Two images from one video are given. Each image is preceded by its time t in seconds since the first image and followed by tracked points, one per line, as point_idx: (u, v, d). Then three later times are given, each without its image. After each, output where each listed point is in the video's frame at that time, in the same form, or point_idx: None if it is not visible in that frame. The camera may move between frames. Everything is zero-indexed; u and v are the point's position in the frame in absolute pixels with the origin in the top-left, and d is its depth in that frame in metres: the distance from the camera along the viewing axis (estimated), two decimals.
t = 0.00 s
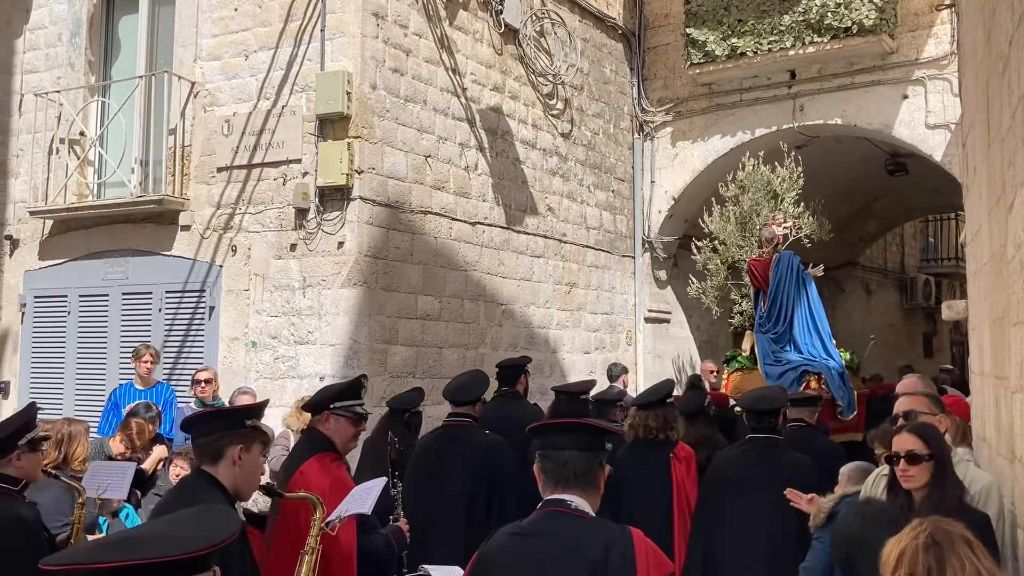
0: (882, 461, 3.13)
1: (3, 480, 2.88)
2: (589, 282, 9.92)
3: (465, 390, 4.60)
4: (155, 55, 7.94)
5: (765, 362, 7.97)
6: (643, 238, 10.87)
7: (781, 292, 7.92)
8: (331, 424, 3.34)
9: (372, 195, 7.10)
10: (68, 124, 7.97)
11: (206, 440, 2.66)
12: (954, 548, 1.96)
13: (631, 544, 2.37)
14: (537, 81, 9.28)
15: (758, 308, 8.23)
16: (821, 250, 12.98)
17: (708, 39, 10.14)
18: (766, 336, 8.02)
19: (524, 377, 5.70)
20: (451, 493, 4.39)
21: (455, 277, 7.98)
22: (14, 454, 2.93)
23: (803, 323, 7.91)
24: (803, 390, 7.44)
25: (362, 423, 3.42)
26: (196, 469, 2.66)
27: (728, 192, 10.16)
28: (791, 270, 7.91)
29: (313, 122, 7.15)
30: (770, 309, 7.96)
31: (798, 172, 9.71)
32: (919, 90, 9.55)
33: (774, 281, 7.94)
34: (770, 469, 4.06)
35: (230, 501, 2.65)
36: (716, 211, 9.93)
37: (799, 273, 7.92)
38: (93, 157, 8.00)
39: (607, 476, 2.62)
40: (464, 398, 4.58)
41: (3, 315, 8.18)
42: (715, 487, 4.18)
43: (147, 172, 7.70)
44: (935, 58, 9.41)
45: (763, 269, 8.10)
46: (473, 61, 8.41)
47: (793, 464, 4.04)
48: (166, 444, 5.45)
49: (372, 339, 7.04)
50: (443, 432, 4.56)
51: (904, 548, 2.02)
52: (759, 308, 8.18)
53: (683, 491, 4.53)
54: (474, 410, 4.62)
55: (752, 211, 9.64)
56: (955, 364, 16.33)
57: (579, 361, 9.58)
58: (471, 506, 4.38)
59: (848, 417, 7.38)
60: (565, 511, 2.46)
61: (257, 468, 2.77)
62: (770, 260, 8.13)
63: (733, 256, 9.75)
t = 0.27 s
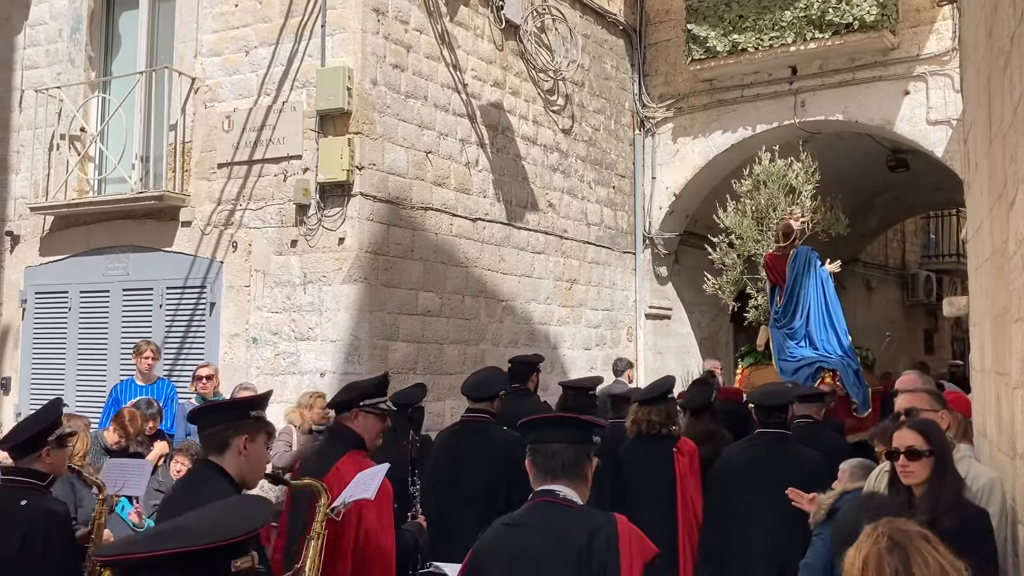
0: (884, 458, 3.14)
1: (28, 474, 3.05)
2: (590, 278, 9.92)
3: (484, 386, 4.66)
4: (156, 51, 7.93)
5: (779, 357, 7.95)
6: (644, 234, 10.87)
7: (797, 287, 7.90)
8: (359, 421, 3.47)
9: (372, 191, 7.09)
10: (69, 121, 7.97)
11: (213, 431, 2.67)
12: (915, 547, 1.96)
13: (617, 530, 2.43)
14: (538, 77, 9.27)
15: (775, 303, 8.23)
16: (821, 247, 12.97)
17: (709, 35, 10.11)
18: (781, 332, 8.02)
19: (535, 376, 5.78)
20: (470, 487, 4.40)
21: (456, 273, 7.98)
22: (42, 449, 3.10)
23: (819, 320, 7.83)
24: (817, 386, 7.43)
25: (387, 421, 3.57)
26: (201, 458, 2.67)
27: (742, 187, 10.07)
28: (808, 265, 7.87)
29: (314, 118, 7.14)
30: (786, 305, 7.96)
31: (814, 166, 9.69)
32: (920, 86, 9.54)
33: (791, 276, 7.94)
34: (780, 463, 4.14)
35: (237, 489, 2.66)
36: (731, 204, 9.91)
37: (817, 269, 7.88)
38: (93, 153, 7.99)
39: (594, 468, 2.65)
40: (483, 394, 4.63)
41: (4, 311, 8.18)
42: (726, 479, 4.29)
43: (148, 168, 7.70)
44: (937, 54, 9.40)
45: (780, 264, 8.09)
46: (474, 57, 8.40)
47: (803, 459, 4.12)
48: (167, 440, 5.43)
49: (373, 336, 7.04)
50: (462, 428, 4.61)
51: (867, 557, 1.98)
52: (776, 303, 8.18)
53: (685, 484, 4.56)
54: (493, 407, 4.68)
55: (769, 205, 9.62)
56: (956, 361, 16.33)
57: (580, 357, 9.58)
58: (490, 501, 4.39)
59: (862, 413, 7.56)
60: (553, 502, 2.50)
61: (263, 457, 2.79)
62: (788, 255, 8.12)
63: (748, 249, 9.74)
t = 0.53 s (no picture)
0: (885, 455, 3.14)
1: (46, 469, 3.07)
2: (590, 275, 9.92)
3: (490, 381, 4.75)
4: (156, 47, 7.92)
5: (789, 353, 7.99)
6: (645, 231, 10.87)
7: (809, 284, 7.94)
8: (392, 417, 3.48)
9: (373, 188, 7.09)
10: (70, 118, 7.96)
11: (220, 427, 2.72)
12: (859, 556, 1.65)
13: (601, 526, 2.40)
14: (538, 74, 9.26)
15: (786, 300, 8.27)
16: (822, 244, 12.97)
17: (710, 32, 10.11)
18: (793, 328, 8.07)
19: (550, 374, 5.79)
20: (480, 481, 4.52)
21: (457, 270, 7.98)
22: (62, 445, 3.12)
23: (830, 317, 7.85)
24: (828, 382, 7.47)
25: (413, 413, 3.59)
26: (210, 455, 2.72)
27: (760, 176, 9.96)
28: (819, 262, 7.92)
29: (315, 115, 7.13)
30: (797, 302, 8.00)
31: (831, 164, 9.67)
32: (921, 82, 9.53)
33: (801, 272, 7.98)
34: (782, 459, 4.17)
35: (246, 482, 2.72)
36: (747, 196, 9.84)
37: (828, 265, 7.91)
38: (94, 150, 7.99)
39: (583, 455, 2.63)
40: (490, 390, 4.72)
41: (5, 308, 8.19)
42: (730, 475, 4.32)
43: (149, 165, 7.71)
44: (938, 50, 9.39)
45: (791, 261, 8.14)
46: (475, 53, 8.40)
47: (804, 455, 4.14)
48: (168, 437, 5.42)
49: (374, 332, 7.05)
50: (468, 425, 4.68)
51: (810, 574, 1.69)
52: (786, 300, 8.22)
53: (694, 481, 4.64)
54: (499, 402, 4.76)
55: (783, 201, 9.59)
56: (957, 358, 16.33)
57: (580, 354, 9.58)
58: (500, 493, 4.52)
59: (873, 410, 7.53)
60: (542, 498, 2.49)
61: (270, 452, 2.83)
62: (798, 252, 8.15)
63: (759, 243, 9.73)
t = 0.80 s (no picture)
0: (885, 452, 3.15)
1: (62, 465, 3.10)
2: (591, 272, 9.91)
3: (491, 377, 4.74)
4: (157, 44, 7.91)
5: (791, 351, 7.98)
6: (646, 228, 10.87)
7: (812, 282, 7.95)
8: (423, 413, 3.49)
9: (374, 185, 7.10)
10: (71, 115, 7.96)
11: (230, 422, 2.75)
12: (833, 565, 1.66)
13: (606, 534, 2.43)
14: (540, 71, 9.26)
15: (787, 298, 8.27)
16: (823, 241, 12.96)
17: (711, 29, 10.10)
18: (794, 326, 8.07)
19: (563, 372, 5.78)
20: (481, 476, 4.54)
21: (458, 267, 7.99)
22: (77, 441, 3.14)
23: (833, 314, 7.88)
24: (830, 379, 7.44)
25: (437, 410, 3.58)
26: (223, 449, 2.77)
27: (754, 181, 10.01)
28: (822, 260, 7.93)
29: (316, 112, 7.13)
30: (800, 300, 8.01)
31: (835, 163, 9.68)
32: (922, 80, 9.52)
33: (804, 270, 7.99)
34: (779, 454, 4.19)
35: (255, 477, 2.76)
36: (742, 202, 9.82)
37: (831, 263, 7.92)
38: (96, 148, 7.99)
39: (582, 448, 2.59)
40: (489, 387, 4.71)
41: (6, 306, 8.19)
42: (731, 472, 4.33)
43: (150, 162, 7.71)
44: (940, 48, 9.38)
45: (793, 259, 8.13)
46: (476, 51, 8.39)
47: (802, 450, 4.17)
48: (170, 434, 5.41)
49: (375, 330, 7.05)
50: (469, 421, 4.69)
51: None
52: (788, 298, 8.21)
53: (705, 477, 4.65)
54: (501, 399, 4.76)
55: (781, 201, 9.60)
56: (958, 355, 16.34)
57: (582, 351, 9.59)
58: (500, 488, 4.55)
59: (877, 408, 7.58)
60: (543, 500, 2.48)
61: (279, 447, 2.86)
62: (800, 250, 8.15)
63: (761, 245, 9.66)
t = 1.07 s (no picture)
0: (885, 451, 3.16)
1: (78, 458, 3.21)
2: (592, 271, 9.92)
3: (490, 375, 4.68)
4: (158, 43, 7.91)
5: (787, 350, 7.95)
6: (647, 226, 10.87)
7: (807, 281, 7.94)
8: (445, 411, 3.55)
9: (376, 184, 7.10)
10: (71, 114, 7.96)
11: (246, 417, 2.88)
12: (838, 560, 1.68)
13: (635, 542, 2.41)
14: (540, 69, 9.26)
15: (783, 297, 8.24)
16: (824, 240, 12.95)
17: (713, 27, 10.09)
18: (790, 326, 8.04)
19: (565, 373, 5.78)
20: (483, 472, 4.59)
21: (459, 265, 7.99)
22: (92, 434, 3.25)
23: (828, 314, 7.88)
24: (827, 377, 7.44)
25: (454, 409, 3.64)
26: (237, 444, 2.89)
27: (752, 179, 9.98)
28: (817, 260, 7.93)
29: (317, 111, 7.13)
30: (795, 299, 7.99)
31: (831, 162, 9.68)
32: (923, 78, 9.51)
33: (799, 271, 7.96)
34: (779, 451, 4.22)
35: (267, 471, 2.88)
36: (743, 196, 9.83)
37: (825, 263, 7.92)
38: (97, 146, 8.00)
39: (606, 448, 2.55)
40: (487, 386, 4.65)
41: (7, 304, 8.20)
42: (730, 468, 4.33)
43: (151, 161, 7.72)
44: (941, 46, 9.37)
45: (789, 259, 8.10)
46: (477, 49, 8.39)
47: (800, 446, 4.22)
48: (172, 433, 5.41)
49: (376, 328, 7.05)
50: (473, 420, 4.72)
51: None
52: (784, 297, 8.18)
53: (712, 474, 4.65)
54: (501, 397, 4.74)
55: (780, 199, 9.61)
56: (959, 354, 16.32)
57: (582, 350, 9.59)
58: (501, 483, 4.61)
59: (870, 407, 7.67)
60: (567, 505, 2.45)
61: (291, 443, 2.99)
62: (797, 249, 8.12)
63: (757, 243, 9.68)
